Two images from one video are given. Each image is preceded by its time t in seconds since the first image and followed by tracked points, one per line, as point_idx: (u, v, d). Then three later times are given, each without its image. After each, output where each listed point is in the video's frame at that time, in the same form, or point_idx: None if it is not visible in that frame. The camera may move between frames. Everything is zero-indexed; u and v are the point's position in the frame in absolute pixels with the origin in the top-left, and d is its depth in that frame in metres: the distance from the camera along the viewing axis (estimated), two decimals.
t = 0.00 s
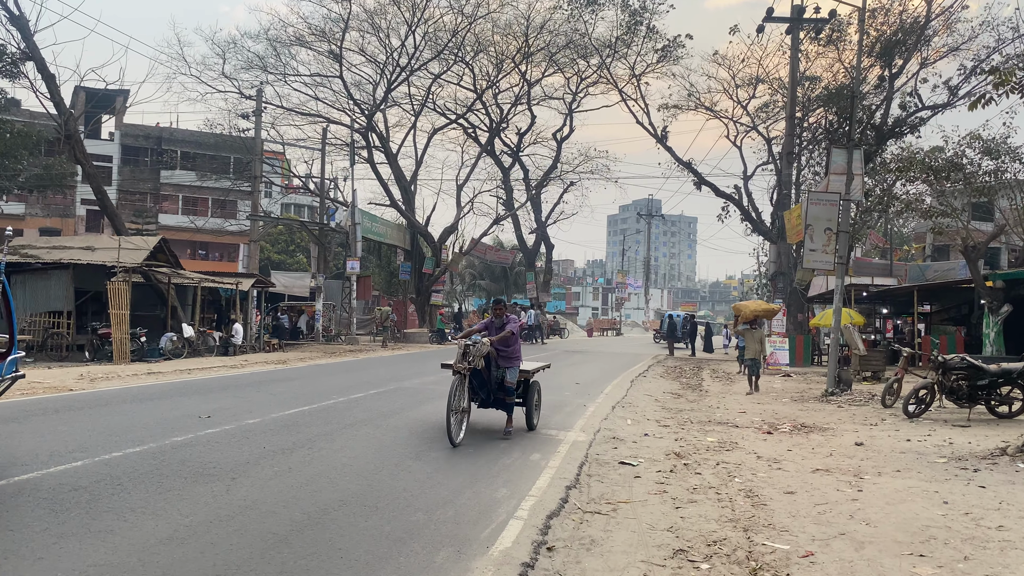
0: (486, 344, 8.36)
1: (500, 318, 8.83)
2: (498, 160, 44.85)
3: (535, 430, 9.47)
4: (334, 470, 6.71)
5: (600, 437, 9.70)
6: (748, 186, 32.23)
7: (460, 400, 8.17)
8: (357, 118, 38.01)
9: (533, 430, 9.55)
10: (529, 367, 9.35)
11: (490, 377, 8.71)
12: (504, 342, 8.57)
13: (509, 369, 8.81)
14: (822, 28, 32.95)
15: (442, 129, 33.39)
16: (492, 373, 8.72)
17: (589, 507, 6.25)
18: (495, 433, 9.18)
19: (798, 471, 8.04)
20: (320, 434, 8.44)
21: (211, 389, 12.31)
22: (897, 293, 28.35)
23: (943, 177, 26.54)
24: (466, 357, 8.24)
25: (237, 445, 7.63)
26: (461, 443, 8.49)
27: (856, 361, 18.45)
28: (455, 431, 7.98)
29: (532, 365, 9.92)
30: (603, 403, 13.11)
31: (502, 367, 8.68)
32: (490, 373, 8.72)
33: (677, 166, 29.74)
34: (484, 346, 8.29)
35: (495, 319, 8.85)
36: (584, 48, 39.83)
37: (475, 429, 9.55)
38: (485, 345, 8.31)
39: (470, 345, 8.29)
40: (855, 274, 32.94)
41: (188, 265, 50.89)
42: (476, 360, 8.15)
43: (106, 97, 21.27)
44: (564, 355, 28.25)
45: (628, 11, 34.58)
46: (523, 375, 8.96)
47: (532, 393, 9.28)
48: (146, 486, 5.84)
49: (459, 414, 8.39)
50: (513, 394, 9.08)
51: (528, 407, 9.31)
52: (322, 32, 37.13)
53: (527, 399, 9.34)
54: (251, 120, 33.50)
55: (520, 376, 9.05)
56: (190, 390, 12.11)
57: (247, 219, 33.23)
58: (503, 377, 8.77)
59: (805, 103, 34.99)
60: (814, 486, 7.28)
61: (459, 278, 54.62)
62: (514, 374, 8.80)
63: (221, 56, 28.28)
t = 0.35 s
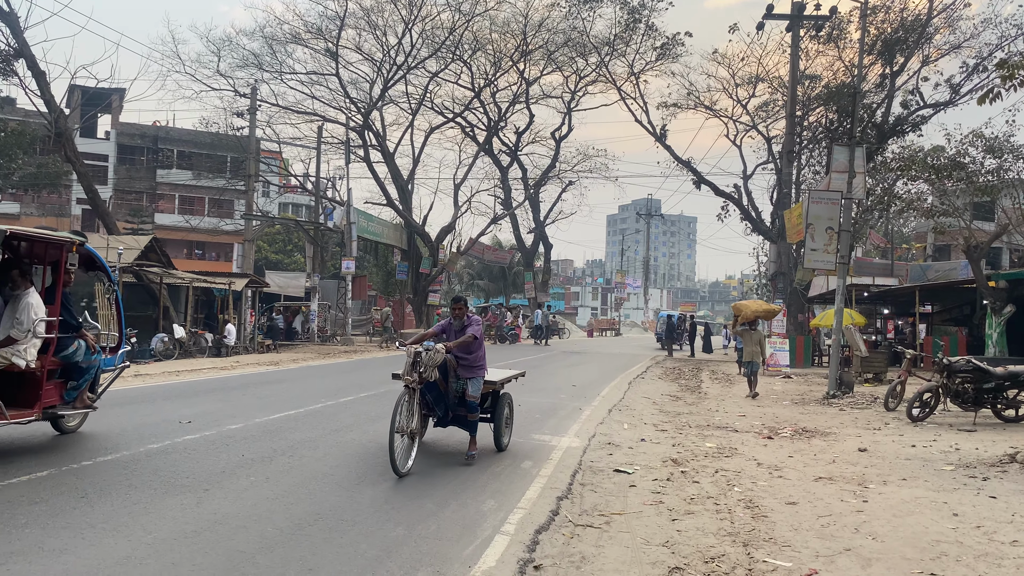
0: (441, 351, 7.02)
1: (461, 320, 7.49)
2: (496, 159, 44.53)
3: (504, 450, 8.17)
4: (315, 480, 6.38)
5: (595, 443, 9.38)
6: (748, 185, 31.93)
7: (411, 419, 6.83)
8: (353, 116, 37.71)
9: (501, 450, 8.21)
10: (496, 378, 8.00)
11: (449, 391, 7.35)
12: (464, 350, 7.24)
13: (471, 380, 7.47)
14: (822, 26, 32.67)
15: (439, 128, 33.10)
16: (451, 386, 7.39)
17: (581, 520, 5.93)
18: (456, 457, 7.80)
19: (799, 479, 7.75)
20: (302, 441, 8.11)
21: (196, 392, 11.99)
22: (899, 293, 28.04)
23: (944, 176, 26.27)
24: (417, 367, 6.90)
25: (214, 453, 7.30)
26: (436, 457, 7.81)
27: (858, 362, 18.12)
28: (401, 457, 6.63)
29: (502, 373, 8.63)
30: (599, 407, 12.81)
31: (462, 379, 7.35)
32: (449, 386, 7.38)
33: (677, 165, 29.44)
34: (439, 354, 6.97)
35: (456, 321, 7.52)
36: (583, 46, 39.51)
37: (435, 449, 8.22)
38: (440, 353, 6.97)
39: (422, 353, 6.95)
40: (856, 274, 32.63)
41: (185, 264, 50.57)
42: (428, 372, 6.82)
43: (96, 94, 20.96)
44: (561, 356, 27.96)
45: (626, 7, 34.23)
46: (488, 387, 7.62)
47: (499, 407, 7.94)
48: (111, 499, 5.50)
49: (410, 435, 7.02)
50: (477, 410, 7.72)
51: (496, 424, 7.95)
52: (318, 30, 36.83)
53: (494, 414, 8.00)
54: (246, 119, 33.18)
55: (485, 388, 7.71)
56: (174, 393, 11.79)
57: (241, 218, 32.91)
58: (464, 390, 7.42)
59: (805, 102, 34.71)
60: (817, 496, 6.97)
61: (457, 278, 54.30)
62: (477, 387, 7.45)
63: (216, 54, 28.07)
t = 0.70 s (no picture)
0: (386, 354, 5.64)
1: (413, 316, 6.12)
2: (497, 157, 44.21)
3: (471, 473, 6.77)
4: (297, 485, 6.04)
5: (596, 444, 9.04)
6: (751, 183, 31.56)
7: (348, 437, 5.42)
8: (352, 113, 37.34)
9: (467, 473, 6.77)
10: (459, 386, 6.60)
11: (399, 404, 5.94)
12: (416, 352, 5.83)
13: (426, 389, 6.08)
14: (826, 22, 32.31)
15: (440, 125, 32.79)
16: (400, 398, 5.98)
17: (581, 527, 5.60)
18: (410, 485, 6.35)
19: (809, 483, 7.41)
20: (290, 442, 7.79)
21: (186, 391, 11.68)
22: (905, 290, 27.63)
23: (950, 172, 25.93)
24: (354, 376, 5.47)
25: (197, 455, 6.98)
26: (385, 484, 6.36)
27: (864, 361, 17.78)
28: (331, 491, 5.18)
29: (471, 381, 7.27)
30: (600, 407, 12.48)
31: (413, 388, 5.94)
32: (398, 397, 5.97)
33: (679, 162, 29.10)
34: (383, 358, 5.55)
35: (407, 318, 6.13)
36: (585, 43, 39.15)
37: (384, 472, 6.78)
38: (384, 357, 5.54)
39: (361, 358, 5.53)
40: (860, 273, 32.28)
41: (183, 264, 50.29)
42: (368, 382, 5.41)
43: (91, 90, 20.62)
44: (562, 356, 27.62)
45: (628, 3, 33.85)
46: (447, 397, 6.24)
47: (463, 423, 6.53)
48: (79, 504, 5.17)
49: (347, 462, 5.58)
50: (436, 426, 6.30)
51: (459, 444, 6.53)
52: (318, 27, 36.51)
53: (457, 431, 6.60)
54: (244, 116, 32.85)
55: (444, 400, 6.31)
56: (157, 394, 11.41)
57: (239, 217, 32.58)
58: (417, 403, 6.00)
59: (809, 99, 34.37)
60: (829, 501, 6.63)
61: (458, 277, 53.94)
62: (434, 399, 6.03)
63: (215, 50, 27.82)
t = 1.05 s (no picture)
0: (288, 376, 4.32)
1: (336, 323, 4.85)
2: (499, 155, 43.88)
3: (421, 520, 5.37)
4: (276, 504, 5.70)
5: (599, 452, 8.70)
6: (755, 182, 31.17)
7: (228, 492, 4.14)
8: (352, 111, 37.02)
9: (415, 522, 5.34)
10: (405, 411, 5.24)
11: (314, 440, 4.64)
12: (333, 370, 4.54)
13: (352, 419, 4.74)
14: (832, 19, 31.91)
15: (441, 124, 32.45)
16: (316, 429, 4.67)
17: (582, 547, 5.24)
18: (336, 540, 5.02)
19: (823, 494, 7.05)
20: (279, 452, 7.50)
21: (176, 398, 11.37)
22: (911, 290, 27.15)
23: (959, 171, 25.51)
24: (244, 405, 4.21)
25: (177, 467, 6.67)
26: (304, 538, 5.03)
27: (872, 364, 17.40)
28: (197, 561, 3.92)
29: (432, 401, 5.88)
30: (602, 412, 12.14)
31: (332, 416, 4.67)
32: (312, 428, 4.66)
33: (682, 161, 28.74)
34: (284, 383, 4.24)
35: (326, 327, 4.83)
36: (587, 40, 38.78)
37: (314, 519, 5.44)
38: (287, 378, 4.25)
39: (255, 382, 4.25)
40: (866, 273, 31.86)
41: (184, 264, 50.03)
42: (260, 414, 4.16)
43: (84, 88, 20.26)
44: (563, 356, 27.32)
45: None
46: (381, 428, 4.89)
47: (409, 460, 5.14)
48: (45, 523, 4.86)
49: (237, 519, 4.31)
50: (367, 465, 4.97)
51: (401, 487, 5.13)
52: (318, 24, 36.20)
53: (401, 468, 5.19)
54: (242, 114, 32.48)
55: (380, 431, 4.96)
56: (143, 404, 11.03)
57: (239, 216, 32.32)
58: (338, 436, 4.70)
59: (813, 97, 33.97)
60: (845, 516, 6.25)
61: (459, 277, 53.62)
62: (360, 432, 4.72)
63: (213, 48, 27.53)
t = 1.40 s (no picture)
0: (69, 398, 2.99)
1: (178, 317, 3.43)
2: (501, 153, 43.51)
3: None
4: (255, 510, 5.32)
5: (599, 453, 8.35)
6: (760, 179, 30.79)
7: None
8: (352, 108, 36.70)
9: None
10: (299, 442, 3.71)
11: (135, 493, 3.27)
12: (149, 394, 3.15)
13: (192, 456, 3.31)
14: (837, 14, 31.50)
15: (442, 120, 32.07)
16: (138, 472, 3.28)
17: (577, 557, 4.89)
18: None
19: (834, 499, 6.70)
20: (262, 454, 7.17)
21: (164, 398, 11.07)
22: (917, 289, 26.70)
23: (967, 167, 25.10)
24: None
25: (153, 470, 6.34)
26: None
27: (879, 363, 17.03)
28: None
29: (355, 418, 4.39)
30: (603, 412, 11.81)
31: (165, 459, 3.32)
32: (134, 472, 3.27)
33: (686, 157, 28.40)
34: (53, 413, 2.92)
35: (153, 322, 3.42)
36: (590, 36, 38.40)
37: None
38: (57, 407, 2.93)
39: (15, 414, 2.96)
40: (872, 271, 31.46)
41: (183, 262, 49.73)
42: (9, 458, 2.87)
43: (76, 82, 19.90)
44: (565, 355, 27.00)
45: None
46: (242, 471, 3.41)
47: (296, 512, 3.68)
48: None
49: None
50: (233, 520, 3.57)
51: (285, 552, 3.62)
52: (317, 20, 35.87)
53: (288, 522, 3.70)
54: (241, 111, 32.18)
55: (245, 475, 3.46)
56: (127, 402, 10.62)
57: (237, 213, 31.93)
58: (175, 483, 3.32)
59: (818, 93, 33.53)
60: (858, 522, 5.91)
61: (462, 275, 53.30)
62: (206, 478, 3.27)
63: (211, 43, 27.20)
